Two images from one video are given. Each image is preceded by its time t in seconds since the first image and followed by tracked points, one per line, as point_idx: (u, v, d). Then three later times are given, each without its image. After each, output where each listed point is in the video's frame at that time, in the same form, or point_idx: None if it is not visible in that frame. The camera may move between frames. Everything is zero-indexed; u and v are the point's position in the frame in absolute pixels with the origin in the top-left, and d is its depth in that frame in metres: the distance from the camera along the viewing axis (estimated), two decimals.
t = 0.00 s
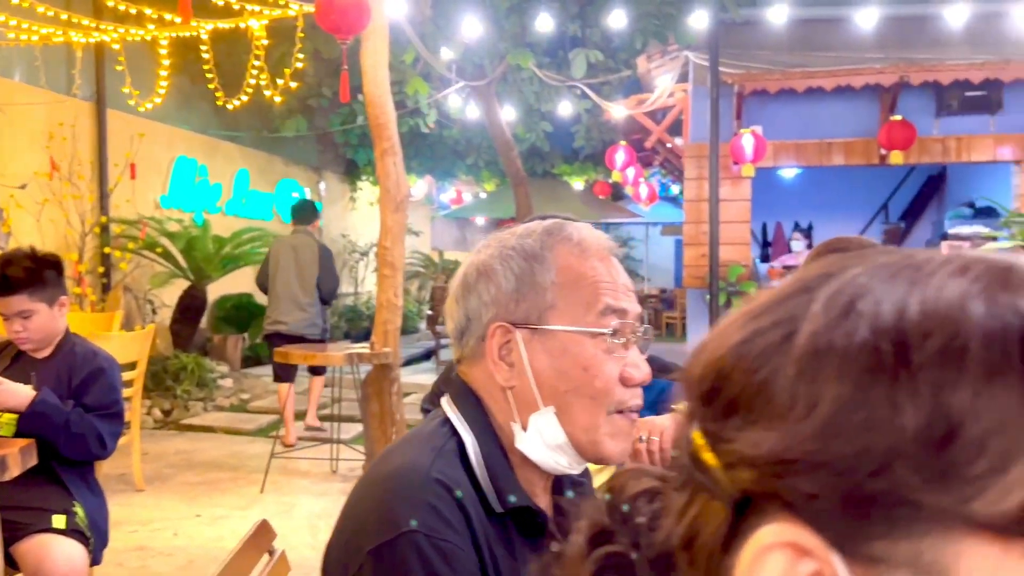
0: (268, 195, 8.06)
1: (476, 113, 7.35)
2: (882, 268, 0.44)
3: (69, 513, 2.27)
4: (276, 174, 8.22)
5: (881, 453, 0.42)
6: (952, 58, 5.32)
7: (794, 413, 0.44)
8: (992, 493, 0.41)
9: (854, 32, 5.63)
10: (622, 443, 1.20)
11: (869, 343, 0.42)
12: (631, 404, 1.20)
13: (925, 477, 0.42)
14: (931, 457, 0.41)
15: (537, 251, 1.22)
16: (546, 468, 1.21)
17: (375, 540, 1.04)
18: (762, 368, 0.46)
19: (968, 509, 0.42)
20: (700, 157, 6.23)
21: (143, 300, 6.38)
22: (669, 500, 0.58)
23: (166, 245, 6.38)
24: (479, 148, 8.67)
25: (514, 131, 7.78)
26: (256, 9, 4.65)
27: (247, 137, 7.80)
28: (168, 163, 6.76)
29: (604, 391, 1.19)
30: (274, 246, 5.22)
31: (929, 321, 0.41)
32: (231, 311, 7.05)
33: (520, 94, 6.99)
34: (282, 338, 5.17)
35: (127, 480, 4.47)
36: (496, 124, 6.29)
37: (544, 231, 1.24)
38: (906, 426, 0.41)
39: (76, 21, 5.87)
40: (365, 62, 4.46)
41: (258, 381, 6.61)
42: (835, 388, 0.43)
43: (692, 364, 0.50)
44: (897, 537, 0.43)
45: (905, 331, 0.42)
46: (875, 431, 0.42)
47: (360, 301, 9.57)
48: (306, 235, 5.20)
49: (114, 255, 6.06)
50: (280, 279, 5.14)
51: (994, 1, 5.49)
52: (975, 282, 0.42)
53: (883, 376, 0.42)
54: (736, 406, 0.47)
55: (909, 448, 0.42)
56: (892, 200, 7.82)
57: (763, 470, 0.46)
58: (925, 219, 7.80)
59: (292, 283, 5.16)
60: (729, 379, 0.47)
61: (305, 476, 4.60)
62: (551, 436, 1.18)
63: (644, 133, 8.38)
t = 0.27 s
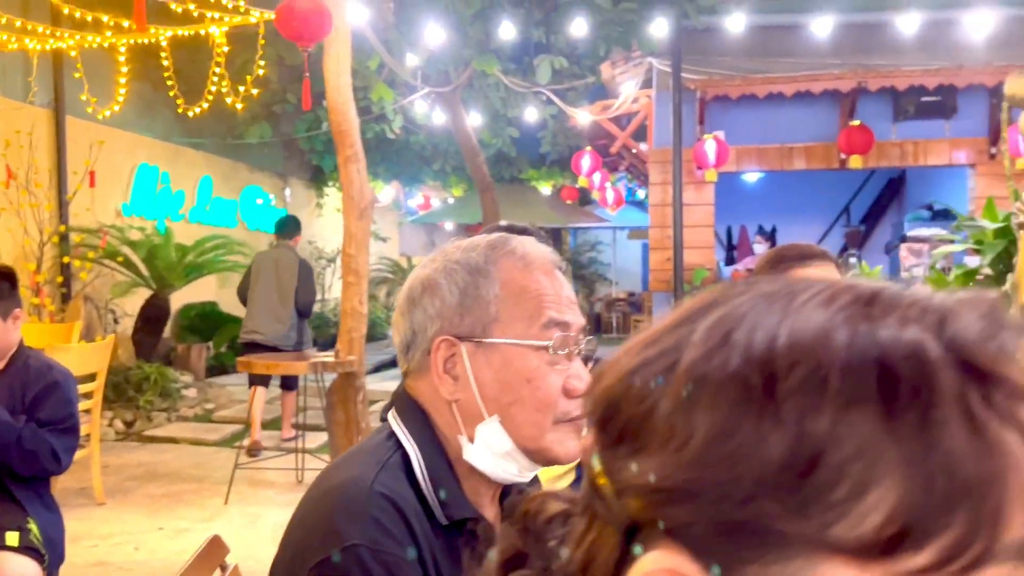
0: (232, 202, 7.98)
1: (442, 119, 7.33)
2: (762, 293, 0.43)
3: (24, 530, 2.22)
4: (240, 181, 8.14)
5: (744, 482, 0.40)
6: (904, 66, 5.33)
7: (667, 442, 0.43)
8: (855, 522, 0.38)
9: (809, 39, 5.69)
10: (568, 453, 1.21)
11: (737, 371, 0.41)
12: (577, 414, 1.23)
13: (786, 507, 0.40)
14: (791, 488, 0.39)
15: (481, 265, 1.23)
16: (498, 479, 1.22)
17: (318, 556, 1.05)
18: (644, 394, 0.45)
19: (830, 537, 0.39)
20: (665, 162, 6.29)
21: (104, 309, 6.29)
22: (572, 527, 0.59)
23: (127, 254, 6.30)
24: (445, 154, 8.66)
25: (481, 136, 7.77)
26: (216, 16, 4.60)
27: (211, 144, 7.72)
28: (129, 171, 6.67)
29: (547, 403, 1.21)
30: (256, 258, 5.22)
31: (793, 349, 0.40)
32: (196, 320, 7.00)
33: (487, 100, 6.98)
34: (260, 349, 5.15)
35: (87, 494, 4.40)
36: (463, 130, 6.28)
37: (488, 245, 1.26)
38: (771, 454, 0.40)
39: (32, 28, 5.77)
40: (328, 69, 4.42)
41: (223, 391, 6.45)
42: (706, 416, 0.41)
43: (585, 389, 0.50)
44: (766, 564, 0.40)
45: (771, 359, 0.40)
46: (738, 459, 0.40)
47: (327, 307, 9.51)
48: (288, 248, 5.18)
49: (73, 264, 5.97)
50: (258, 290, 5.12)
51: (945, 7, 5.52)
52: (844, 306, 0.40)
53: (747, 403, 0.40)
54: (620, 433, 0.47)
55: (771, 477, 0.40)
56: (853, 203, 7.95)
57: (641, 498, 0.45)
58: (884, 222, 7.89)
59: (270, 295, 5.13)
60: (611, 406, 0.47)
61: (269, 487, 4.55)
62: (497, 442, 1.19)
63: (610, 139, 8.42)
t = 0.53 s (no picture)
0: (199, 215, 7.91)
1: (410, 132, 7.32)
2: (656, 352, 0.47)
3: None
4: (207, 194, 8.08)
5: (627, 529, 0.43)
6: (857, 77, 5.45)
7: (562, 490, 0.45)
8: (726, 566, 0.40)
9: (767, 54, 5.65)
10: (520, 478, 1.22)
11: (627, 424, 0.44)
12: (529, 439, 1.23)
13: (664, 552, 0.42)
14: (669, 535, 0.42)
15: (434, 293, 1.25)
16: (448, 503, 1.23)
17: None
18: (547, 444, 0.47)
19: None
20: (632, 174, 6.35)
21: (66, 325, 6.20)
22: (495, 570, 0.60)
23: (90, 268, 6.22)
24: (414, 166, 8.65)
25: (449, 148, 7.77)
26: (179, 30, 4.57)
27: (176, 157, 7.65)
28: (92, 184, 6.59)
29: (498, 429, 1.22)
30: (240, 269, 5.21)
31: (677, 405, 0.43)
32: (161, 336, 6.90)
33: (455, 113, 6.97)
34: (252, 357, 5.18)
35: (47, 514, 4.32)
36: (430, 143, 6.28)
37: (440, 272, 1.28)
38: (649, 505, 0.42)
39: None
40: (292, 84, 4.40)
41: (189, 407, 6.40)
42: (598, 467, 0.44)
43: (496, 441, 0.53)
44: None
45: (657, 414, 0.44)
46: (623, 506, 0.43)
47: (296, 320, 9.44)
48: (271, 260, 5.16)
49: (34, 280, 5.88)
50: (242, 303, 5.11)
51: (899, 22, 5.48)
52: (725, 365, 0.44)
53: (634, 456, 0.43)
54: (522, 484, 0.49)
55: (652, 524, 0.42)
56: (818, 213, 8.07)
57: (535, 547, 0.47)
58: (848, 231, 8.01)
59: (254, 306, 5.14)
60: (516, 455, 0.49)
61: (236, 504, 4.51)
62: (447, 469, 1.21)
63: (577, 150, 8.48)
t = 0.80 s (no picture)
0: (165, 231, 7.83)
1: (378, 147, 7.32)
2: (566, 391, 0.50)
3: None
4: (173, 209, 8.01)
5: (525, 561, 0.45)
6: (810, 92, 5.62)
7: (471, 523, 0.47)
8: None
9: (728, 71, 5.83)
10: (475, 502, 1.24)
11: (533, 460, 0.47)
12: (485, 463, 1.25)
13: None
14: (564, 567, 0.44)
15: (391, 319, 1.27)
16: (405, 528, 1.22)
17: None
18: (462, 478, 0.49)
19: None
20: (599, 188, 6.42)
21: (29, 343, 6.05)
22: None
23: (53, 286, 6.13)
24: (383, 180, 8.66)
25: (417, 163, 7.79)
26: (142, 47, 4.55)
27: (141, 173, 7.58)
28: (56, 201, 6.50)
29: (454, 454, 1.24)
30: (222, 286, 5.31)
31: (577, 443, 0.46)
32: (126, 352, 6.71)
33: (423, 128, 6.99)
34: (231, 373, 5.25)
35: (7, 537, 4.24)
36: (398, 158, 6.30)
37: (398, 298, 1.29)
38: (549, 540, 0.44)
39: None
40: (258, 101, 4.39)
41: (154, 425, 6.33)
42: (504, 502, 0.46)
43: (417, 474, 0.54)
44: None
45: (560, 451, 0.46)
46: (523, 537, 0.45)
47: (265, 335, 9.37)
48: (251, 278, 5.22)
49: None
50: (223, 318, 5.23)
51: (854, 40, 5.65)
52: (626, 403, 0.47)
53: (537, 491, 0.46)
54: (437, 518, 0.50)
55: (551, 556, 0.44)
56: (782, 225, 8.21)
57: None
58: (812, 243, 8.18)
59: (234, 322, 5.23)
60: (432, 488, 0.51)
61: (202, 523, 4.47)
62: (403, 495, 1.20)
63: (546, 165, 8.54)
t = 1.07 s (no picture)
0: (127, 244, 7.74)
1: (343, 158, 7.30)
2: (476, 410, 0.54)
3: None
4: (135, 223, 7.93)
5: (428, 568, 0.48)
6: (766, 104, 5.83)
7: (381, 535, 0.51)
8: None
9: (686, 83, 5.93)
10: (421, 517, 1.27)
11: (441, 476, 0.50)
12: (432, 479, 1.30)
13: None
14: (463, 574, 0.48)
15: (339, 335, 1.30)
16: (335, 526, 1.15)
17: None
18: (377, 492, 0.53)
19: None
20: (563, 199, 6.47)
21: None
22: None
23: (11, 301, 6.03)
24: (349, 192, 8.64)
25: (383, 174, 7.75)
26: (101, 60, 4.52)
27: (103, 187, 7.49)
28: (14, 214, 6.38)
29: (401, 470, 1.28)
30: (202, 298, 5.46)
31: (481, 457, 0.50)
32: (87, 367, 6.57)
33: (388, 139, 6.96)
34: (210, 380, 5.40)
35: None
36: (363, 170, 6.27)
37: (346, 315, 1.32)
38: (449, 551, 0.48)
39: None
40: (219, 115, 4.37)
41: (116, 441, 6.24)
42: (411, 514, 0.50)
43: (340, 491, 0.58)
44: None
45: (463, 467, 0.50)
46: (427, 547, 0.49)
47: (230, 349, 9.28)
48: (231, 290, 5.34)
49: None
50: (203, 326, 5.39)
51: (808, 53, 5.81)
52: (527, 422, 0.51)
53: (441, 505, 0.49)
54: (352, 532, 0.54)
55: (449, 565, 0.48)
56: (744, 234, 8.34)
57: None
58: (774, 251, 8.33)
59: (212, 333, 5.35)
60: (351, 503, 0.55)
61: (164, 540, 4.42)
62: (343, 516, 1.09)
63: (511, 176, 8.59)
